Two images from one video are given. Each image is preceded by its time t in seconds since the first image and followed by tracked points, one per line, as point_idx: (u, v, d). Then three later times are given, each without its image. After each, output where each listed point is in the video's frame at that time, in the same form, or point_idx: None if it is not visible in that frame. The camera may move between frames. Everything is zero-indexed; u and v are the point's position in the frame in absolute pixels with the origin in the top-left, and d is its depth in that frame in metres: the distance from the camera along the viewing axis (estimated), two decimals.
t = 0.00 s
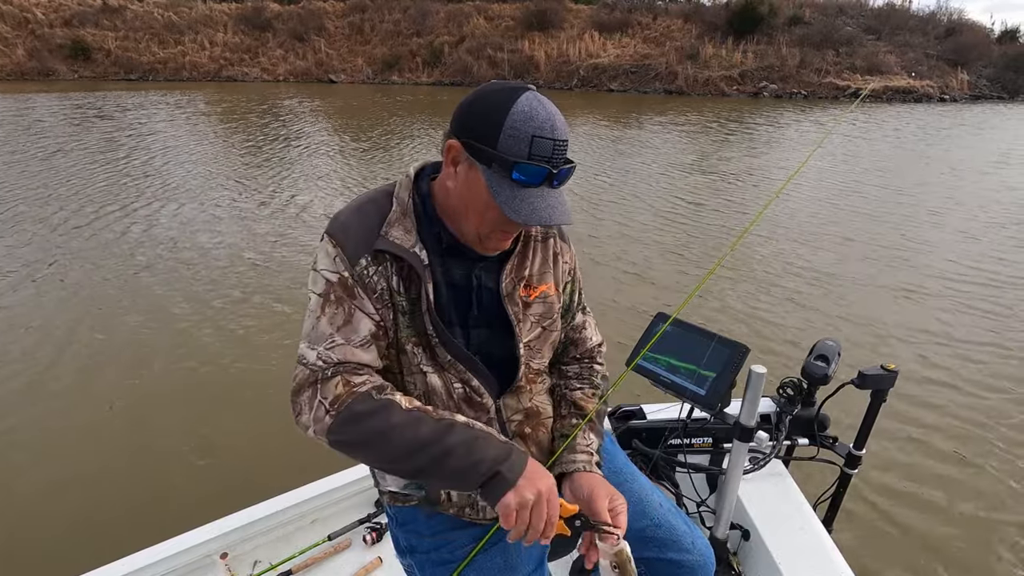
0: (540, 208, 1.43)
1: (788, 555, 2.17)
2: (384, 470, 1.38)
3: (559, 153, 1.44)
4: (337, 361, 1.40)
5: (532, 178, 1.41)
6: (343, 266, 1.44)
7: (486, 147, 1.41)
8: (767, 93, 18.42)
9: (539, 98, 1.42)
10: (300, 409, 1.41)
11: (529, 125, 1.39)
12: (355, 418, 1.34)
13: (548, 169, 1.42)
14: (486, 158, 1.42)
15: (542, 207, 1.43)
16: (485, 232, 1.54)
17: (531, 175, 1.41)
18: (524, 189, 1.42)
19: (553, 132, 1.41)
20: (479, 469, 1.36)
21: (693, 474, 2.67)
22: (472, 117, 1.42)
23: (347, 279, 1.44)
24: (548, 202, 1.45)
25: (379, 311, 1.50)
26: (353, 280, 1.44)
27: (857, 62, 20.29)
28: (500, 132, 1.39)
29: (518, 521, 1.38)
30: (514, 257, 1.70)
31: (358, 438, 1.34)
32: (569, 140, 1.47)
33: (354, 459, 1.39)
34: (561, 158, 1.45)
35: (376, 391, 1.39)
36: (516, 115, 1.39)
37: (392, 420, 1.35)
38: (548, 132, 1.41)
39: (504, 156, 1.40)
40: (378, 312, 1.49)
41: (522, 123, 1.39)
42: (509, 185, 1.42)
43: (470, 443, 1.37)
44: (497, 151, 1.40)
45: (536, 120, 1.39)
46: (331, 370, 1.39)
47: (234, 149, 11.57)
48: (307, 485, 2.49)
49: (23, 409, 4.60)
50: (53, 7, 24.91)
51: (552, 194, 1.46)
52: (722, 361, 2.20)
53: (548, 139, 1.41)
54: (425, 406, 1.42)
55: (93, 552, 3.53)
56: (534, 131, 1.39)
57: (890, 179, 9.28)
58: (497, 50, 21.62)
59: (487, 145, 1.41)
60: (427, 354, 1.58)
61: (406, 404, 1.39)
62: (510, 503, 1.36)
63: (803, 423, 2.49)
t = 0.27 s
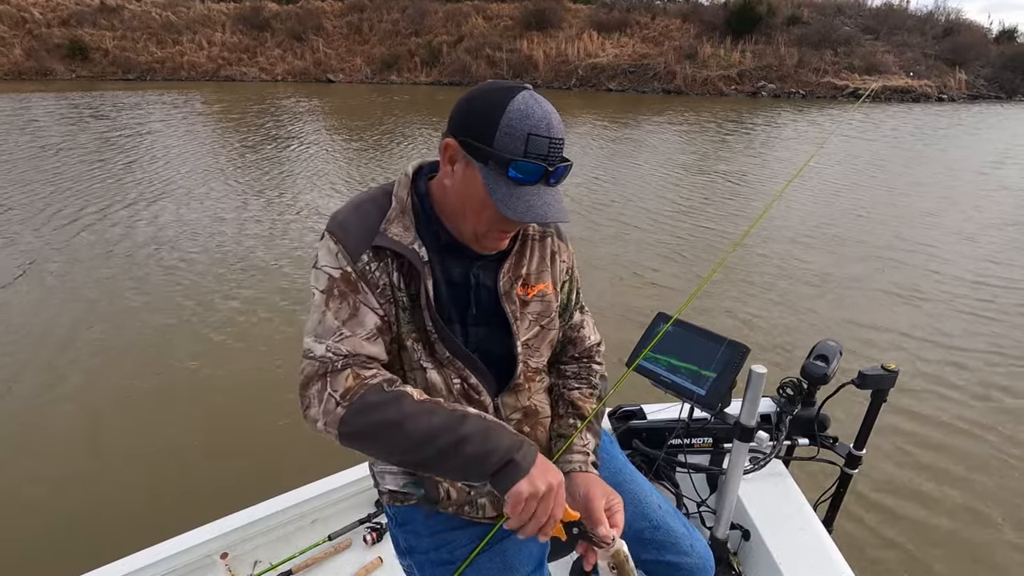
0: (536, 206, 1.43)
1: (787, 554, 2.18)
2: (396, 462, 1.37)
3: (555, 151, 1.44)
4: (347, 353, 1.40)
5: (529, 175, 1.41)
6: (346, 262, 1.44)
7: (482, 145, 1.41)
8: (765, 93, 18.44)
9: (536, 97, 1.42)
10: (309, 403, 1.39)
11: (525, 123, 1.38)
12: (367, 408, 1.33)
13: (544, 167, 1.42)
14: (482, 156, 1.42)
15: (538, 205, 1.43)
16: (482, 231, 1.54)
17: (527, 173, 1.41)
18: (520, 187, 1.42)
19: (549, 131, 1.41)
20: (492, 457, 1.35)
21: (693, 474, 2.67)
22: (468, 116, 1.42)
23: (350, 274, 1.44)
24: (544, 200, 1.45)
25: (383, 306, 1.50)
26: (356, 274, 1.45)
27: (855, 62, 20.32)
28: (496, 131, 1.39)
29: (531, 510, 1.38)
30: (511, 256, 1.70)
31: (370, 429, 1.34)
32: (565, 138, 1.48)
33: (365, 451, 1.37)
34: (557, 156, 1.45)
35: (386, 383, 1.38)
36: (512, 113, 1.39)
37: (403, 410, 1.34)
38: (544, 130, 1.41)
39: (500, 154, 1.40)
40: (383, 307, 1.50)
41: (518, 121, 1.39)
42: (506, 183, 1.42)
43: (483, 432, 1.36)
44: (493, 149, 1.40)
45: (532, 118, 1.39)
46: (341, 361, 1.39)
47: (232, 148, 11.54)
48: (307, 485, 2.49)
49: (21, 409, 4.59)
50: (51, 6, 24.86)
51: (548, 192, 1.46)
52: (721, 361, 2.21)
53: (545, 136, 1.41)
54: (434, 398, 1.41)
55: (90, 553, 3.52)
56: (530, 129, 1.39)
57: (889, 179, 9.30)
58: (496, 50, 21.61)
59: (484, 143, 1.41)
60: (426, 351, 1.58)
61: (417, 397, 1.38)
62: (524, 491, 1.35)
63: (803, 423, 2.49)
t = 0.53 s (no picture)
0: (533, 206, 1.43)
1: (788, 555, 2.18)
2: (410, 456, 1.36)
3: (553, 152, 1.44)
4: (358, 345, 1.39)
5: (527, 176, 1.41)
6: (349, 257, 1.44)
7: (480, 145, 1.41)
8: (764, 93, 18.45)
9: (534, 97, 1.42)
10: (319, 396, 1.37)
11: (523, 123, 1.38)
12: (382, 400, 1.32)
13: (542, 167, 1.42)
14: (481, 155, 1.41)
15: (535, 206, 1.43)
16: (481, 230, 1.53)
17: (525, 173, 1.41)
18: (518, 187, 1.42)
19: (547, 131, 1.41)
20: (510, 448, 1.36)
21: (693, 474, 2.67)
22: (466, 115, 1.42)
23: (354, 269, 1.44)
24: (541, 201, 1.45)
25: (387, 302, 1.50)
26: (361, 269, 1.45)
27: (854, 62, 20.33)
28: (494, 130, 1.38)
29: (547, 500, 1.41)
30: (510, 256, 1.70)
31: (386, 421, 1.32)
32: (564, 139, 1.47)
33: (377, 445, 1.35)
34: (555, 156, 1.45)
35: (400, 376, 1.38)
36: (511, 113, 1.38)
37: (419, 402, 1.33)
38: (542, 130, 1.40)
39: (498, 154, 1.40)
40: (388, 302, 1.50)
41: (517, 120, 1.39)
42: (504, 182, 1.42)
43: (499, 424, 1.37)
44: (491, 148, 1.40)
45: (530, 118, 1.39)
46: (353, 353, 1.37)
47: (231, 149, 11.53)
48: (307, 485, 2.49)
49: (19, 409, 4.58)
50: (49, 6, 24.83)
51: (545, 192, 1.46)
52: (721, 360, 2.21)
53: (543, 136, 1.40)
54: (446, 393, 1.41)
55: (88, 552, 3.52)
56: (528, 129, 1.39)
57: (887, 180, 9.31)
58: (494, 50, 21.60)
59: (482, 143, 1.41)
60: (427, 348, 1.58)
61: (431, 391, 1.38)
62: (541, 482, 1.37)
63: (803, 423, 2.49)
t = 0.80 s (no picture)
0: (533, 207, 1.43)
1: (787, 555, 2.18)
2: (416, 452, 1.35)
3: (554, 153, 1.44)
4: (364, 340, 1.38)
5: (527, 177, 1.41)
6: (351, 255, 1.43)
7: (481, 145, 1.41)
8: (763, 93, 18.48)
9: (536, 98, 1.42)
10: (324, 391, 1.34)
11: (524, 123, 1.38)
12: (391, 396, 1.31)
13: (543, 168, 1.42)
14: (481, 156, 1.41)
15: (535, 207, 1.43)
16: (481, 230, 1.53)
17: (526, 174, 1.40)
18: (518, 188, 1.42)
19: (548, 132, 1.41)
20: (518, 445, 1.37)
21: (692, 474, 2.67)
22: (468, 115, 1.41)
23: (357, 265, 1.43)
24: (542, 202, 1.45)
25: (389, 299, 1.50)
26: (364, 265, 1.44)
27: (853, 62, 20.35)
28: (495, 131, 1.38)
29: (553, 497, 1.43)
30: (510, 255, 1.70)
31: (394, 416, 1.31)
32: (565, 139, 1.47)
33: (382, 441, 1.34)
34: (555, 157, 1.45)
35: (406, 372, 1.37)
36: (511, 113, 1.38)
37: (428, 397, 1.33)
38: (543, 131, 1.40)
39: (498, 155, 1.40)
40: (391, 299, 1.50)
41: (517, 121, 1.38)
42: (504, 183, 1.42)
43: (507, 420, 1.39)
44: (492, 149, 1.40)
45: (531, 120, 1.39)
46: (359, 348, 1.36)
47: (231, 149, 11.54)
48: (307, 484, 2.49)
49: (19, 409, 4.57)
50: (47, 6, 24.81)
51: (545, 194, 1.46)
52: (721, 362, 2.21)
53: (543, 137, 1.40)
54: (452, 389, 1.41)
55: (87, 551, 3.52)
56: (530, 129, 1.39)
57: (886, 181, 9.32)
58: (494, 50, 21.61)
59: (484, 143, 1.41)
60: (428, 346, 1.58)
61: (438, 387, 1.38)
62: (548, 479, 1.39)
63: (802, 423, 2.49)
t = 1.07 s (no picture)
0: (536, 204, 1.43)
1: (787, 555, 2.18)
2: (431, 444, 1.34)
3: (557, 151, 1.44)
4: (376, 331, 1.39)
5: (531, 174, 1.41)
6: (358, 249, 1.44)
7: (484, 143, 1.41)
8: (762, 93, 18.50)
9: (538, 97, 1.42)
10: (338, 379, 1.34)
11: (527, 121, 1.38)
12: (407, 386, 1.31)
13: (545, 166, 1.42)
14: (484, 154, 1.41)
15: (538, 205, 1.43)
16: (484, 228, 1.53)
17: (529, 172, 1.40)
18: (521, 185, 1.42)
19: (551, 130, 1.41)
20: (534, 442, 1.35)
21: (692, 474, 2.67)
22: (471, 113, 1.41)
23: (364, 259, 1.44)
24: (546, 200, 1.44)
25: (396, 294, 1.50)
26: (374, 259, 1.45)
27: (852, 62, 20.37)
28: (499, 128, 1.38)
29: (568, 498, 1.40)
30: (512, 254, 1.70)
31: (411, 406, 1.31)
32: (567, 138, 1.47)
33: (397, 433, 1.34)
34: (559, 155, 1.45)
35: (420, 364, 1.38)
36: (514, 112, 1.38)
37: (444, 389, 1.33)
38: (546, 130, 1.41)
39: (502, 152, 1.40)
40: (400, 293, 1.50)
41: (520, 119, 1.38)
42: (507, 180, 1.42)
43: (522, 417, 1.38)
44: (495, 147, 1.40)
45: (535, 118, 1.39)
46: (376, 338, 1.37)
47: (231, 149, 11.55)
48: (308, 484, 2.48)
49: (17, 410, 4.57)
50: (46, 6, 24.79)
51: (548, 191, 1.46)
52: (722, 361, 2.21)
53: (546, 135, 1.40)
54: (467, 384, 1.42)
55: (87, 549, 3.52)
56: (533, 127, 1.39)
57: (884, 182, 9.34)
58: (493, 50, 21.62)
59: (486, 140, 1.41)
60: (432, 344, 1.58)
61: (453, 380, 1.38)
62: (564, 478, 1.37)
63: (802, 423, 2.49)
